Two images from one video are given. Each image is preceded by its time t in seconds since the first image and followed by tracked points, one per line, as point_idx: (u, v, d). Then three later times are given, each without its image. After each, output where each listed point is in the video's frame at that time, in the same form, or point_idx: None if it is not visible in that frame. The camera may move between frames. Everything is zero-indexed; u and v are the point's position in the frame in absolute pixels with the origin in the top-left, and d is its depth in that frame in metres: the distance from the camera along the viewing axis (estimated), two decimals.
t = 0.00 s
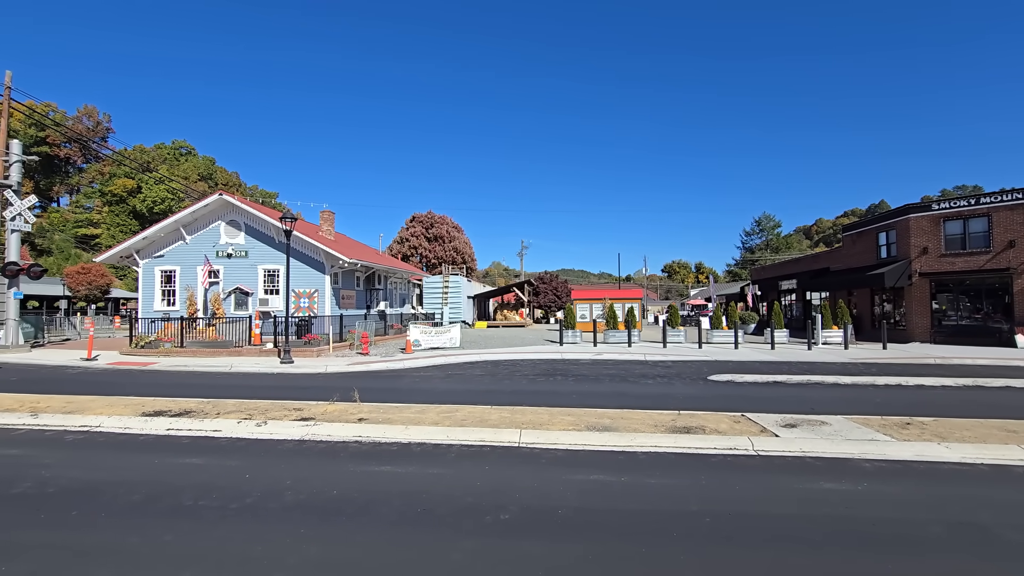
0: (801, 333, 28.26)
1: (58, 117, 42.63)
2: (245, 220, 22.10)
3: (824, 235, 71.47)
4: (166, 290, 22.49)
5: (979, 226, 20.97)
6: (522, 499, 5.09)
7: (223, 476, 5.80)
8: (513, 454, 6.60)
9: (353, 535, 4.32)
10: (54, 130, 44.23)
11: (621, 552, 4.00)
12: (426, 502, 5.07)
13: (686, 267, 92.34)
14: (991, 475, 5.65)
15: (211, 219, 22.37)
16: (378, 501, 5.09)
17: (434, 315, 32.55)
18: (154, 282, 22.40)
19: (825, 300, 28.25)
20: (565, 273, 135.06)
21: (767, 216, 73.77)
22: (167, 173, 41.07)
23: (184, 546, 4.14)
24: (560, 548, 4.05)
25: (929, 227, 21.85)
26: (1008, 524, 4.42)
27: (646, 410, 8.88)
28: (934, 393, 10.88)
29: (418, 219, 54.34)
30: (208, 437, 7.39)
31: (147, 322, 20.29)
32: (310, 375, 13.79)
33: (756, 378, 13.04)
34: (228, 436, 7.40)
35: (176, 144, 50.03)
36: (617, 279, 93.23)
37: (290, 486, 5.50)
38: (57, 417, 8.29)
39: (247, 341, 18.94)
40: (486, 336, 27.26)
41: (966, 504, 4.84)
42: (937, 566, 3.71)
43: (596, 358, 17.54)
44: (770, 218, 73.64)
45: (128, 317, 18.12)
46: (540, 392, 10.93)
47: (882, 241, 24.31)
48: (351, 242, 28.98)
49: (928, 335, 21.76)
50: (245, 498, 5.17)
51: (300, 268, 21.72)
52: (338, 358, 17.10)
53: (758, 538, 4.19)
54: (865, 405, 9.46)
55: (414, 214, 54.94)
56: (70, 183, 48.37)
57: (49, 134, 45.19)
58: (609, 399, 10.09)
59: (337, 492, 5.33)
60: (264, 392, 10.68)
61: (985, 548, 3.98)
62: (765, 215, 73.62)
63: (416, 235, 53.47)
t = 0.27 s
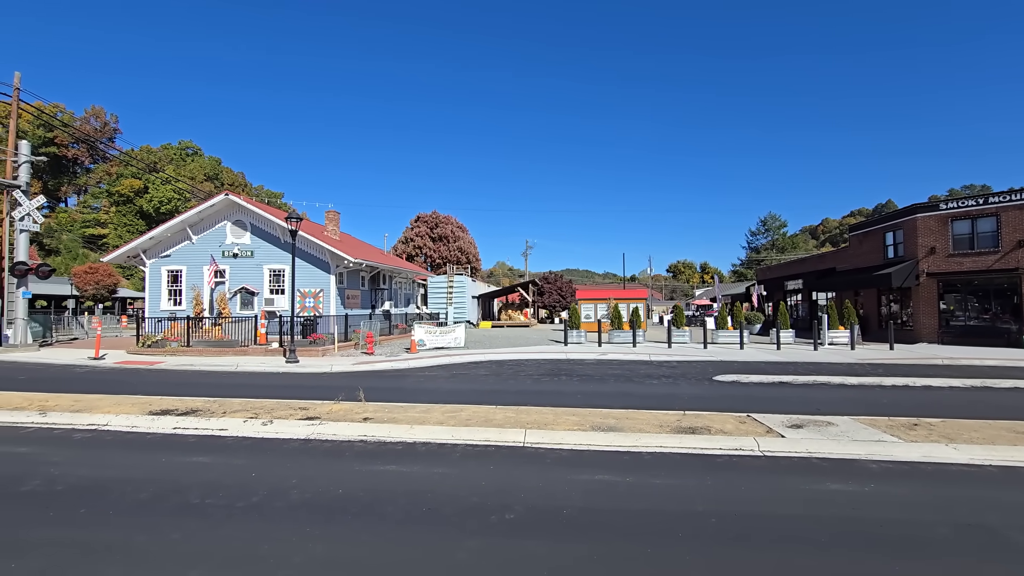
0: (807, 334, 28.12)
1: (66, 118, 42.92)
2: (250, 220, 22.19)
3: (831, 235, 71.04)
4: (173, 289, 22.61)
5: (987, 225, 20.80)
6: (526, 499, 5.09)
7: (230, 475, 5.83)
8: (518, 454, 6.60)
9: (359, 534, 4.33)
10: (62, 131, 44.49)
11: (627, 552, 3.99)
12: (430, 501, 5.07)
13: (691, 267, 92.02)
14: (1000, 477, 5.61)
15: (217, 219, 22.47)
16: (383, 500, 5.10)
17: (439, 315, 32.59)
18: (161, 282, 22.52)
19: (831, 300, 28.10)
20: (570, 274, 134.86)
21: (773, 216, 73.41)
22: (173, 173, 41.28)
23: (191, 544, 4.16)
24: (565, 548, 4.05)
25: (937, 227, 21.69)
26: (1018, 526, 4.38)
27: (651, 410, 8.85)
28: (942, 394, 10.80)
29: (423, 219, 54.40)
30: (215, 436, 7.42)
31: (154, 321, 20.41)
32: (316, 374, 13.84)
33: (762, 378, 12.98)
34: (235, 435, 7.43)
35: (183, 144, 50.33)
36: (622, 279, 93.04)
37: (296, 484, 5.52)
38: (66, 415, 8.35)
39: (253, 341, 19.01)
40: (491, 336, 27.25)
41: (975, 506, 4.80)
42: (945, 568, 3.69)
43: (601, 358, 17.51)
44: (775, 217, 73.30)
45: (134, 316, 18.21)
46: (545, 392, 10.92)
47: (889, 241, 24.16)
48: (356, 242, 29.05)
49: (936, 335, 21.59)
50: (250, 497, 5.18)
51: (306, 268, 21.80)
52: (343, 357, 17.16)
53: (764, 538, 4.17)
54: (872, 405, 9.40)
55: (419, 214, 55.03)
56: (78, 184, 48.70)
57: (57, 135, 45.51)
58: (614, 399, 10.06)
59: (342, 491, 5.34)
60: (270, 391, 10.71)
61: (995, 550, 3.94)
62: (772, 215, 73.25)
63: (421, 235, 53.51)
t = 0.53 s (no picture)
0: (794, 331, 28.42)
1: (47, 114, 42.13)
2: (237, 218, 21.95)
3: (817, 233, 71.82)
4: (157, 289, 22.31)
5: (970, 223, 21.15)
6: (517, 497, 5.09)
7: (217, 476, 5.76)
8: (508, 452, 6.60)
9: (348, 534, 4.30)
10: (42, 127, 43.58)
11: (617, 549, 4.00)
12: (420, 501, 5.05)
13: (680, 265, 92.55)
14: (983, 470, 5.70)
15: (202, 217, 22.19)
16: (373, 500, 5.07)
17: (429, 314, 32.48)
18: (145, 282, 22.21)
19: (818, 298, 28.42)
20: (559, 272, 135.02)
21: (761, 214, 74.07)
22: (158, 171, 40.73)
23: (177, 546, 4.11)
24: (556, 546, 4.05)
25: (921, 225, 22.02)
26: (1000, 518, 4.45)
27: (641, 408, 8.89)
28: (926, 389, 10.97)
29: (412, 217, 54.17)
30: (201, 437, 7.34)
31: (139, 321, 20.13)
32: (304, 374, 13.73)
33: (750, 375, 13.09)
34: (222, 436, 7.35)
35: (167, 142, 49.69)
36: (611, 277, 93.36)
37: (284, 485, 5.47)
38: (48, 417, 8.20)
39: (240, 340, 18.82)
40: (481, 335, 27.21)
41: (959, 499, 4.88)
42: (929, 561, 3.74)
43: (591, 356, 17.57)
44: (762, 215, 73.96)
45: (118, 316, 17.93)
46: (535, 390, 10.92)
47: (874, 239, 24.48)
48: (345, 240, 28.86)
49: (919, 331, 21.93)
50: (238, 498, 5.13)
51: (293, 267, 21.62)
52: (332, 357, 17.04)
53: (752, 534, 4.21)
54: (858, 401, 9.52)
55: (408, 213, 54.77)
56: (59, 181, 47.83)
57: (37, 132, 44.65)
58: (604, 397, 10.09)
59: (331, 491, 5.30)
60: (258, 392, 10.61)
61: (977, 542, 4.01)
62: (759, 213, 73.90)
63: (410, 233, 53.28)
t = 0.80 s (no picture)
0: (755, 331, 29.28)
1: None
2: (193, 216, 21.18)
3: (776, 236, 74.17)
4: (107, 289, 21.32)
5: (916, 228, 22.22)
6: (482, 499, 5.05)
7: (169, 485, 5.53)
8: (473, 454, 6.56)
9: (309, 542, 4.18)
10: None
11: (582, 548, 4.01)
12: (383, 505, 4.96)
13: (646, 267, 94.18)
14: (927, 463, 5.98)
15: (156, 215, 21.33)
16: (334, 506, 4.94)
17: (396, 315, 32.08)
18: (94, 282, 21.21)
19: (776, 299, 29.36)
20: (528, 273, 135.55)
21: (723, 218, 76.06)
22: (108, 166, 38.94)
23: (124, 559, 3.92)
24: (519, 547, 4.04)
25: (872, 229, 23.01)
26: (943, 508, 4.68)
27: (607, 407, 8.98)
28: (877, 386, 11.46)
29: (378, 217, 53.39)
30: (153, 443, 7.03)
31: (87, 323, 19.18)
32: (265, 377, 13.35)
33: (712, 374, 13.41)
34: (175, 443, 7.06)
35: (119, 136, 47.64)
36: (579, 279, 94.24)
37: (241, 492, 5.29)
38: None
39: (196, 343, 18.16)
40: (449, 336, 27.02)
41: (904, 491, 5.11)
42: (878, 550, 3.90)
43: (558, 357, 17.66)
44: (725, 218, 75.94)
45: (63, 318, 17.03)
46: (503, 391, 10.90)
47: (829, 242, 25.44)
48: (308, 240, 28.23)
49: (871, 331, 22.89)
50: (192, 506, 4.94)
51: (253, 267, 21.00)
52: (294, 359, 16.61)
53: (711, 530, 4.30)
54: (814, 398, 9.86)
55: (374, 213, 54.03)
56: None
57: None
58: (570, 397, 10.15)
59: (291, 497, 5.16)
60: (215, 396, 10.24)
61: (922, 532, 4.19)
62: (722, 216, 75.85)
63: (376, 233, 52.52)
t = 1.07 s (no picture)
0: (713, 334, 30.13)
1: None
2: (143, 216, 20.29)
3: (734, 242, 76.56)
4: (48, 292, 20.17)
5: (863, 235, 23.33)
6: (445, 504, 5.01)
7: (114, 497, 5.26)
8: (436, 459, 6.49)
9: (265, 552, 4.05)
10: None
11: (544, 551, 4.03)
12: (342, 513, 4.85)
13: (610, 271, 95.58)
14: (872, 459, 6.27)
15: (103, 214, 20.33)
16: (291, 515, 4.80)
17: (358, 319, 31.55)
18: (33, 284, 20.03)
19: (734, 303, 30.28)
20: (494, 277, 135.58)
21: (684, 224, 78.02)
22: (49, 162, 36.93)
23: None
24: (481, 551, 4.02)
25: (823, 236, 24.04)
26: (887, 502, 4.91)
27: (570, 410, 9.04)
28: (827, 386, 11.95)
29: (341, 219, 52.42)
30: (96, 454, 6.67)
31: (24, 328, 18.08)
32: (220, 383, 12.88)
33: (673, 377, 13.71)
34: (121, 453, 6.72)
35: (62, 130, 45.27)
36: (545, 282, 94.86)
37: (193, 503, 5.07)
38: None
39: (145, 348, 17.38)
40: (413, 340, 26.73)
41: (851, 486, 5.34)
42: (826, 544, 4.06)
43: (523, 360, 17.71)
44: (686, 224, 77.84)
45: None
46: (467, 395, 10.85)
47: (784, 248, 26.43)
48: (266, 242, 27.45)
49: (822, 333, 23.88)
50: (139, 519, 4.70)
51: (208, 269, 20.25)
52: (251, 365, 16.08)
53: (670, 529, 4.38)
54: (769, 399, 10.20)
55: (337, 213, 53.01)
56: None
57: None
58: (534, 401, 10.19)
59: (246, 507, 4.99)
60: (165, 404, 9.81)
61: (868, 525, 4.39)
62: (683, 222, 77.76)
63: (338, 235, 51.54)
